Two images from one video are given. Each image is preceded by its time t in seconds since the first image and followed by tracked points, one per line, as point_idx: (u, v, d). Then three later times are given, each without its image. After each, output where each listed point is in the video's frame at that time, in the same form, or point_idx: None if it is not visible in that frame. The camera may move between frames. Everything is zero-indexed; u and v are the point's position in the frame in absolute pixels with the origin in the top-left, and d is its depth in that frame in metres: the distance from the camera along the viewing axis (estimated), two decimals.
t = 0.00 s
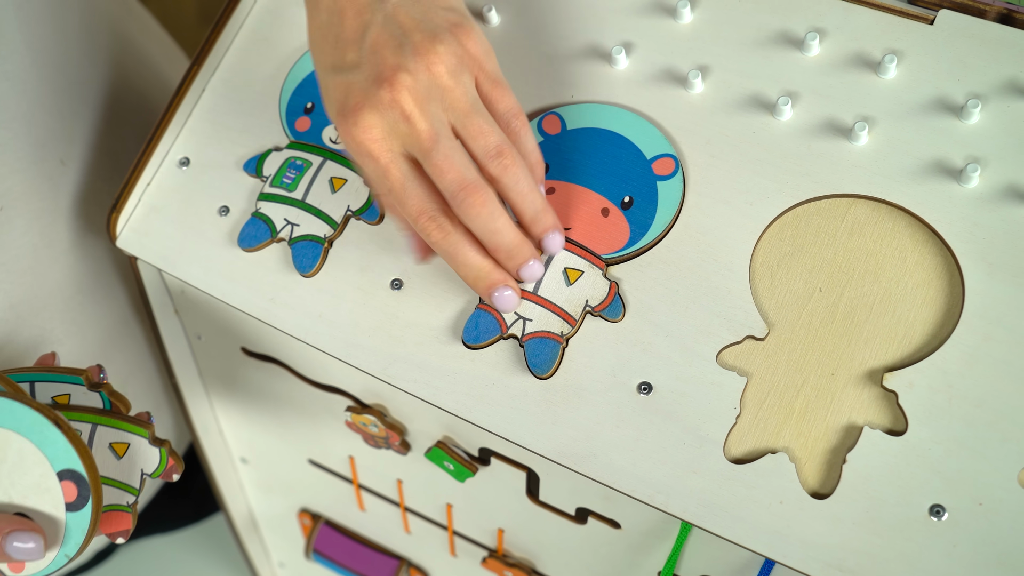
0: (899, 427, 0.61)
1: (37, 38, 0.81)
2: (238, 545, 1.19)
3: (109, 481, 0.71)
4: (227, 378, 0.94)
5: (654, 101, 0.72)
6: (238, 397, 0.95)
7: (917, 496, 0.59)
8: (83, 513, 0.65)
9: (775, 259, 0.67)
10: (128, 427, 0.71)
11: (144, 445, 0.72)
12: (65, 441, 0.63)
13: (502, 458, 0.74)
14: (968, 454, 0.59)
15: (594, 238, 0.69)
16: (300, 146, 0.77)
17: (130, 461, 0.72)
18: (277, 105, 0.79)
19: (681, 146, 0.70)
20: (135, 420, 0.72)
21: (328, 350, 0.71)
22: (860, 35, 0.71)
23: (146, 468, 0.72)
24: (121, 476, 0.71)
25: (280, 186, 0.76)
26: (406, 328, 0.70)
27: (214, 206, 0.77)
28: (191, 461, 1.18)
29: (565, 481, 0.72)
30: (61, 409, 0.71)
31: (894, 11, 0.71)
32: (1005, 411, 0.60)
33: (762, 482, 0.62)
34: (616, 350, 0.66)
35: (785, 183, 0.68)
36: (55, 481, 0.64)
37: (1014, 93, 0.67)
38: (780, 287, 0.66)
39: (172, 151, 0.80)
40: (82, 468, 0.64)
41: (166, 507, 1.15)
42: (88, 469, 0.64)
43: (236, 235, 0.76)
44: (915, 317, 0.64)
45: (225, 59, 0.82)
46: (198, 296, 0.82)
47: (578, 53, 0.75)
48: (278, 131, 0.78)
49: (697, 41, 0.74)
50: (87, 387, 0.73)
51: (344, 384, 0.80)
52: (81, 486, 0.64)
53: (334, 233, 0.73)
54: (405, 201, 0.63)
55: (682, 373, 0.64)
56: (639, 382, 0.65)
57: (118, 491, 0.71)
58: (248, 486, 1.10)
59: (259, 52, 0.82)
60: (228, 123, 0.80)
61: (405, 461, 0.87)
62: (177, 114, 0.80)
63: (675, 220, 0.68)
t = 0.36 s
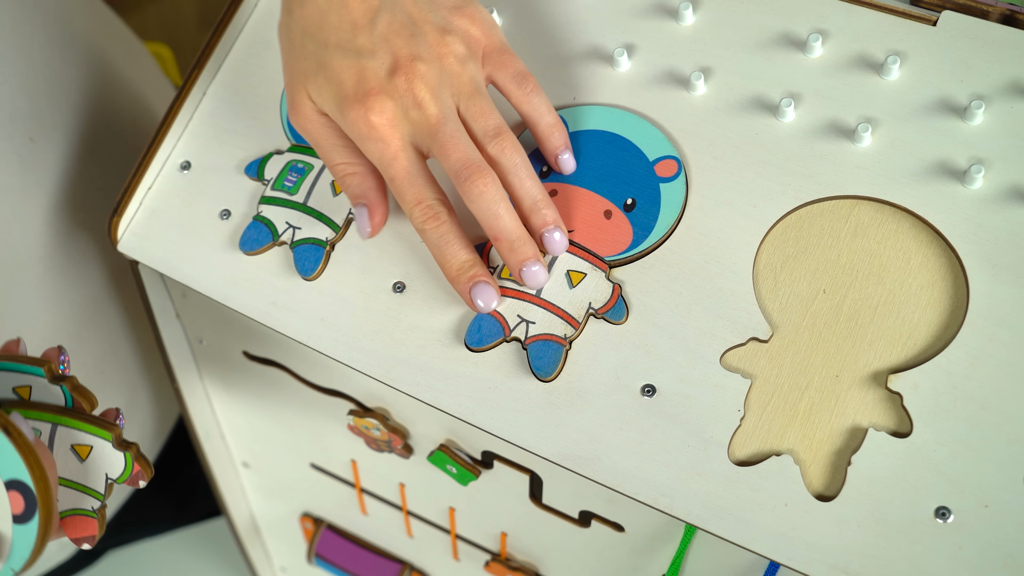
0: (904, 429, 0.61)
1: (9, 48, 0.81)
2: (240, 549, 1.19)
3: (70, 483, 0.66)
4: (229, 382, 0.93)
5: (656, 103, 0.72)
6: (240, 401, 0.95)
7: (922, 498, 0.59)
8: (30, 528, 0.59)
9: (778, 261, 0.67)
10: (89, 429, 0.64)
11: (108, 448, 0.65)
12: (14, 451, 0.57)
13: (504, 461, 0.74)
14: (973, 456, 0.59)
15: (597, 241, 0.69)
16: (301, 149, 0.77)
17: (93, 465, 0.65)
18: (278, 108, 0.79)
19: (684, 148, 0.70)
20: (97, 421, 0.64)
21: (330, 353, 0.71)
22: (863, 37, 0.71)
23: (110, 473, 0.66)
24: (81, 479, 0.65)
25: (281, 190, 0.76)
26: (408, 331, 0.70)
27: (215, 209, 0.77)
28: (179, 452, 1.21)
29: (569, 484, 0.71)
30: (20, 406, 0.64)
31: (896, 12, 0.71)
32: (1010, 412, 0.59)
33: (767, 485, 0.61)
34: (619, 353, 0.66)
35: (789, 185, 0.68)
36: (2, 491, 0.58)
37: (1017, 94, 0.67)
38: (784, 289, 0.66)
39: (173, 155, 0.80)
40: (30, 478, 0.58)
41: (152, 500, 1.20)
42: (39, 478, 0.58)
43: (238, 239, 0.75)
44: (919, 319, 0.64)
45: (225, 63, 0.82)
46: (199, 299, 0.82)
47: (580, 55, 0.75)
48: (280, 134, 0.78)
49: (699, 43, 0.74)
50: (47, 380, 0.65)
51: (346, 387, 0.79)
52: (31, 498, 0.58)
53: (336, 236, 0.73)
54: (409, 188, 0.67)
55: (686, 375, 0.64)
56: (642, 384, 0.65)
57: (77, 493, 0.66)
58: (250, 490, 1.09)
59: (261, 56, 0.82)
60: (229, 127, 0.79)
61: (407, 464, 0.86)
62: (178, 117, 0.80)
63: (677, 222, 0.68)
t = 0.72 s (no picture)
0: (909, 425, 0.61)
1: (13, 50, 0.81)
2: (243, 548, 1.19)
3: (76, 424, 0.76)
4: (231, 381, 0.93)
5: (659, 100, 0.72)
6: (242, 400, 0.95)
7: (929, 495, 0.59)
8: (43, 432, 0.74)
9: (782, 258, 0.67)
10: (109, 371, 0.78)
11: (122, 395, 0.79)
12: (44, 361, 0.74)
13: (508, 459, 0.74)
14: (979, 452, 0.59)
15: (600, 238, 0.68)
16: (303, 148, 0.76)
17: (102, 407, 0.77)
18: (280, 106, 0.79)
19: (688, 145, 0.70)
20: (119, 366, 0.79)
21: (333, 351, 0.71)
22: (867, 33, 0.71)
23: (117, 417, 0.78)
24: (86, 419, 0.76)
25: (284, 188, 0.75)
26: (412, 328, 0.70)
27: (217, 208, 0.77)
28: (166, 447, 1.20)
29: (573, 482, 0.71)
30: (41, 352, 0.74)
31: (901, 8, 0.71)
32: (1015, 408, 0.59)
33: (772, 482, 0.61)
34: (624, 350, 0.65)
35: (793, 181, 0.67)
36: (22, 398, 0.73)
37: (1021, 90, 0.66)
38: (788, 286, 0.66)
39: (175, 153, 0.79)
40: (54, 386, 0.74)
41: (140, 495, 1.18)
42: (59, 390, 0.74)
43: (241, 237, 0.75)
44: (924, 315, 0.64)
45: (227, 62, 0.82)
46: (202, 299, 0.82)
47: (583, 52, 0.75)
48: (282, 132, 0.78)
49: (703, 39, 0.73)
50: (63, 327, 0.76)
51: (349, 385, 0.79)
52: (48, 402, 0.74)
53: (339, 234, 0.73)
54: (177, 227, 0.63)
55: (691, 372, 0.64)
56: (647, 381, 0.64)
57: (76, 433, 0.76)
58: (253, 489, 1.09)
59: (263, 54, 0.81)
60: (232, 125, 0.79)
61: (410, 462, 0.86)
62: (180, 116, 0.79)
63: (681, 219, 0.68)
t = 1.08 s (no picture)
0: (910, 419, 0.61)
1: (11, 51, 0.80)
2: (245, 547, 1.19)
3: (113, 412, 0.72)
4: (232, 380, 0.93)
5: (658, 96, 0.72)
6: (244, 399, 0.95)
7: (929, 489, 0.59)
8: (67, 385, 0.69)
9: (782, 254, 0.67)
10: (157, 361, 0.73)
11: (164, 383, 0.73)
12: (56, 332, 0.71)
13: (509, 456, 0.74)
14: (980, 446, 0.59)
15: (600, 234, 0.68)
16: (302, 146, 0.76)
17: (142, 399, 0.73)
18: (279, 105, 0.79)
19: (686, 141, 0.70)
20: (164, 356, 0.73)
21: (333, 350, 0.71)
22: (866, 28, 0.71)
23: (155, 411, 0.73)
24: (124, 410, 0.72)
25: (283, 186, 0.75)
26: (412, 326, 0.70)
27: (217, 207, 0.77)
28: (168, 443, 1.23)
29: (574, 479, 0.71)
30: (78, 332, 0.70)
31: (899, 3, 0.71)
32: (1016, 401, 0.59)
33: (773, 477, 0.61)
34: (623, 346, 0.65)
35: (791, 176, 0.67)
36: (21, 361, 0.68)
37: (1020, 83, 0.66)
38: (788, 281, 0.66)
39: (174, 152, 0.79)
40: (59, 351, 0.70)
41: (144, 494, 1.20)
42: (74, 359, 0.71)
43: (241, 235, 0.75)
44: (924, 310, 0.64)
45: (227, 61, 0.82)
46: (203, 299, 0.82)
47: (581, 49, 0.75)
48: (281, 131, 0.78)
49: (701, 35, 0.73)
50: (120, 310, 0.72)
51: (350, 384, 0.79)
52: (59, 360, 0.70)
53: (339, 232, 0.73)
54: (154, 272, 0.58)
55: (690, 368, 0.64)
56: (647, 377, 0.64)
57: (114, 422, 0.72)
58: (254, 489, 1.09)
59: (261, 53, 0.81)
60: (231, 125, 0.79)
61: (411, 460, 0.86)
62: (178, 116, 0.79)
63: (681, 215, 0.68)
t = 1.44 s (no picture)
0: (904, 399, 0.61)
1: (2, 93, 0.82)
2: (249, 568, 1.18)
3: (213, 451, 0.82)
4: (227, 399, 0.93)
5: (638, 92, 0.72)
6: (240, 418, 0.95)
7: (928, 468, 0.59)
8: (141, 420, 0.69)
9: (769, 242, 0.67)
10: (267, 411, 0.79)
11: (271, 434, 0.81)
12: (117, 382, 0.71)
13: (507, 460, 0.73)
14: (976, 422, 0.59)
15: (586, 233, 0.68)
16: (286, 160, 0.77)
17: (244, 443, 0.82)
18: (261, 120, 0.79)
19: (669, 135, 0.70)
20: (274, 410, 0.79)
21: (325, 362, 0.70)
22: (842, 15, 0.71)
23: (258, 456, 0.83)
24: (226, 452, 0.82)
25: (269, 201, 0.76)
26: (403, 335, 0.70)
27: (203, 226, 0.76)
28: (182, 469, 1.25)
29: (574, 478, 0.71)
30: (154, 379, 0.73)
31: None
32: (1011, 376, 0.59)
33: (772, 465, 0.61)
34: (616, 343, 0.65)
35: (774, 165, 0.68)
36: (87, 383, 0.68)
37: (998, 61, 0.67)
38: (775, 269, 0.66)
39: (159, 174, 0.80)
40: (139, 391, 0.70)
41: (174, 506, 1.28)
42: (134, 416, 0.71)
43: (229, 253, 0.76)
44: (914, 290, 0.64)
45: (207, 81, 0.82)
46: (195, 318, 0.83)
47: (560, 50, 0.75)
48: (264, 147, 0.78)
49: (678, 30, 0.74)
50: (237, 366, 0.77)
51: (345, 396, 0.79)
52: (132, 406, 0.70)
53: (326, 245, 0.73)
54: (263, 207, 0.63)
55: (684, 361, 0.64)
56: (641, 373, 0.64)
57: (214, 460, 0.82)
58: (256, 508, 1.09)
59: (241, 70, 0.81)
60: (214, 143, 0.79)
61: (411, 470, 0.86)
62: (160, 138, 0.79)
63: (666, 210, 0.68)
